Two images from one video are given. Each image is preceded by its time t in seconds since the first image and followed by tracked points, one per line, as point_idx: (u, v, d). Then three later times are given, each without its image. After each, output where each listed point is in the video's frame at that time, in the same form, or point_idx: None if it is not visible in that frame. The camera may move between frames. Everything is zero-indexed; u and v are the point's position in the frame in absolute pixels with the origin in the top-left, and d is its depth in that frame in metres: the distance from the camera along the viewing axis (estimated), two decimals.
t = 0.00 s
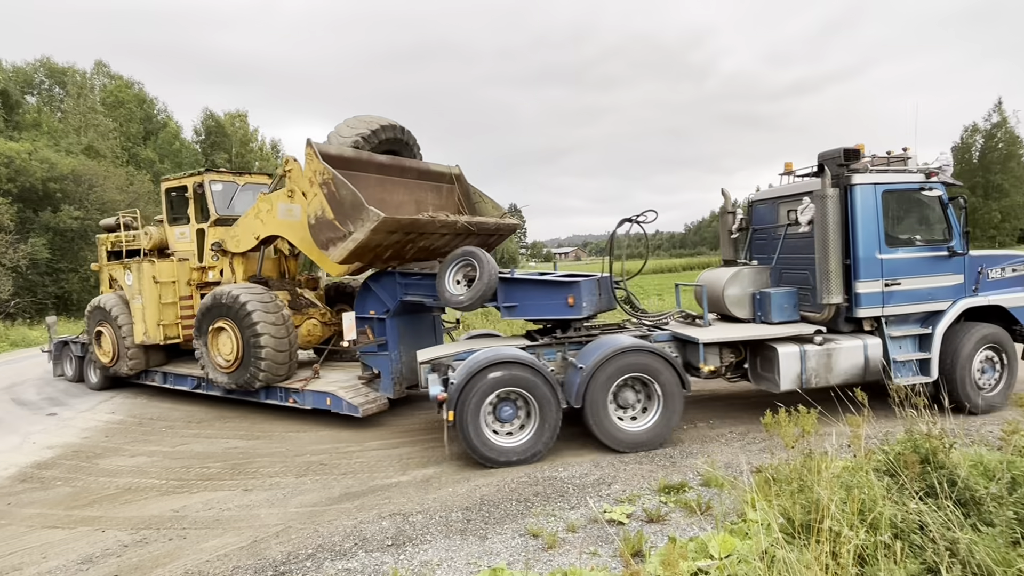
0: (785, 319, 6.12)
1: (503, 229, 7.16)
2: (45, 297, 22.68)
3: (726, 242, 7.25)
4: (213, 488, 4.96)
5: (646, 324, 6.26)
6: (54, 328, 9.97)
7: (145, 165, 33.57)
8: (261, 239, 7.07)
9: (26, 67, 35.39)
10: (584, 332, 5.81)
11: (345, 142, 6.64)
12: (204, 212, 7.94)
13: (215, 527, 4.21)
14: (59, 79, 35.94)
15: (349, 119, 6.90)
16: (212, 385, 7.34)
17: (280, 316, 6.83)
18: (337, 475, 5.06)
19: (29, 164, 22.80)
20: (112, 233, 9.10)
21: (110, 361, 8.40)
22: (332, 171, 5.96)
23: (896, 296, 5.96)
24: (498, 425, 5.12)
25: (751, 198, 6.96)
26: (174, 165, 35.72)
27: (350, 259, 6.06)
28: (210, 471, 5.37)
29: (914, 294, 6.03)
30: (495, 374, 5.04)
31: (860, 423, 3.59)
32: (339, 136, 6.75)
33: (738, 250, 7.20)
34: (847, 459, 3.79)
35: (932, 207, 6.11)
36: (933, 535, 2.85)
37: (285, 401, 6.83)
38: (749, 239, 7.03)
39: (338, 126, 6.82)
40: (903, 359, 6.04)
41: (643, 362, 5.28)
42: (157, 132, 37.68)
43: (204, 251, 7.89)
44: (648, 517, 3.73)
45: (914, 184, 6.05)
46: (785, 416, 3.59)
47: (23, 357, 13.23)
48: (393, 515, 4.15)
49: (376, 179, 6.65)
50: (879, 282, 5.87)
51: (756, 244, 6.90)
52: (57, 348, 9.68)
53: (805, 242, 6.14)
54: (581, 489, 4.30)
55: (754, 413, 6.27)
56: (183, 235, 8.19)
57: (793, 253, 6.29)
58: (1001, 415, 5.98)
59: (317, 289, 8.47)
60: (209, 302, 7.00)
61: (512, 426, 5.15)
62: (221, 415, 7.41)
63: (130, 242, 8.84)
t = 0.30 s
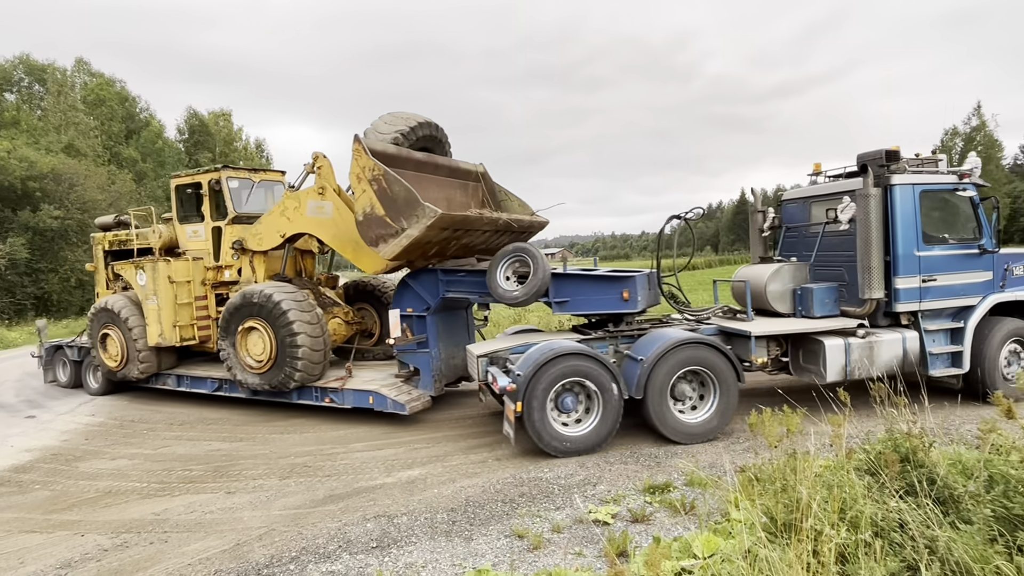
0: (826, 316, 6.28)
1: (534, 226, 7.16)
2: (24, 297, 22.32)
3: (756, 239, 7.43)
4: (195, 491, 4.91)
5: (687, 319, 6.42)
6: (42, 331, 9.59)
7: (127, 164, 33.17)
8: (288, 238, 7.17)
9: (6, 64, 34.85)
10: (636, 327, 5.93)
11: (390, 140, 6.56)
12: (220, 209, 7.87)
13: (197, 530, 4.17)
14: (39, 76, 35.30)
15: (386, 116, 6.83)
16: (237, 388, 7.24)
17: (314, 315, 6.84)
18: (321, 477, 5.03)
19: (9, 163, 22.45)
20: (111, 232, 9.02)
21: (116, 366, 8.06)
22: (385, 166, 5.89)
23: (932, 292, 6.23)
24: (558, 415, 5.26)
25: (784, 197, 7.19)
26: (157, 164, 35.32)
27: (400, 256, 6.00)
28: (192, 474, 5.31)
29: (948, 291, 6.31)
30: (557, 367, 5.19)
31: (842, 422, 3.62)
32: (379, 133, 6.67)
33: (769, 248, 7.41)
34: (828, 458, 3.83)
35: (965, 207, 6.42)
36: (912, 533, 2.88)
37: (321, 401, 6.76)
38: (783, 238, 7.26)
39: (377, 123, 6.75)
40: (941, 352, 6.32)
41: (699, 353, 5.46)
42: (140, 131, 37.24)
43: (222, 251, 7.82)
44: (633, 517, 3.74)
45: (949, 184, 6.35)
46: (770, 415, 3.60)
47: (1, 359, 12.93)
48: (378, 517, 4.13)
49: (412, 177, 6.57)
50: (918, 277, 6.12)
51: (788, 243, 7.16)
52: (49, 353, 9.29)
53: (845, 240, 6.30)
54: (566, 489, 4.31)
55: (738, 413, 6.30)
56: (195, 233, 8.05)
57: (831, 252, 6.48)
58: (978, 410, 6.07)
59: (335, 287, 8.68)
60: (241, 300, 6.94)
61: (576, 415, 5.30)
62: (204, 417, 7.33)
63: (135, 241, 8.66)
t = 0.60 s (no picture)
0: (866, 311, 6.53)
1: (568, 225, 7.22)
2: (5, 298, 21.99)
3: (785, 239, 7.67)
4: (180, 493, 4.86)
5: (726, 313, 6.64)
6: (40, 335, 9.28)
7: (112, 163, 32.79)
8: (319, 235, 7.12)
9: None
10: (686, 321, 6.21)
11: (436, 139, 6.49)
12: (243, 208, 7.82)
13: (182, 534, 4.12)
14: (20, 74, 34.77)
15: (428, 112, 6.77)
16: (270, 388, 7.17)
17: (354, 313, 6.83)
18: (307, 479, 5.00)
19: None
20: (116, 230, 8.96)
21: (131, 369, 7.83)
22: (441, 164, 6.15)
23: (966, 287, 6.51)
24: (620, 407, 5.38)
25: (812, 198, 7.48)
26: (143, 164, 34.96)
27: (454, 253, 6.19)
28: (177, 476, 5.26)
29: (980, 286, 6.58)
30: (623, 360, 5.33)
31: (828, 421, 3.65)
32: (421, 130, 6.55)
33: (798, 245, 7.65)
34: (813, 458, 3.85)
35: (994, 206, 6.71)
36: (896, 531, 2.91)
37: (362, 400, 6.74)
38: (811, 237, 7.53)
39: (419, 120, 6.66)
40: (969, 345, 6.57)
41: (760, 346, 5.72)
42: (124, 130, 36.83)
43: (247, 250, 7.78)
44: (621, 517, 3.75)
45: (978, 184, 6.61)
46: (757, 416, 3.62)
47: None
48: (365, 518, 4.11)
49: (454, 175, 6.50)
50: (952, 273, 6.41)
51: (818, 242, 7.45)
52: (49, 357, 9.00)
53: (882, 237, 6.59)
54: (555, 489, 4.32)
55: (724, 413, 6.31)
56: (216, 232, 7.99)
57: (867, 249, 6.76)
58: (963, 409, 6.13)
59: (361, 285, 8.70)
60: (278, 298, 6.89)
61: (637, 407, 5.44)
62: (189, 419, 7.25)
63: (146, 241, 8.57)
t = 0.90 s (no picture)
0: (903, 306, 6.70)
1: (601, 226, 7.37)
2: None
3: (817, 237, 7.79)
4: (167, 496, 4.81)
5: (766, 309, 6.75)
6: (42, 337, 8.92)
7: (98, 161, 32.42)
8: (357, 234, 7.14)
9: None
10: (735, 317, 6.43)
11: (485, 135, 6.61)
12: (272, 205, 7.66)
13: (169, 536, 4.09)
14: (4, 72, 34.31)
15: (470, 112, 6.95)
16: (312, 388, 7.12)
17: (400, 311, 6.81)
18: (296, 481, 4.96)
19: None
20: (127, 229, 8.77)
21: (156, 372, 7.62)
22: (499, 162, 6.16)
23: (998, 283, 6.67)
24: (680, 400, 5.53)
25: (841, 195, 7.63)
26: (130, 163, 34.62)
27: (514, 252, 6.24)
28: (164, 479, 5.21)
29: (1012, 281, 6.76)
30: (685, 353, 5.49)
31: (816, 421, 3.67)
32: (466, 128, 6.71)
33: (827, 244, 7.79)
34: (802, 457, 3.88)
35: None
36: (884, 530, 2.93)
37: (409, 399, 6.73)
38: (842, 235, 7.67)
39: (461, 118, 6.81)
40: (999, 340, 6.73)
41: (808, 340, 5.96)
42: (111, 129, 36.47)
43: (279, 249, 7.62)
44: (611, 517, 3.76)
45: (1009, 185, 6.70)
46: (746, 416, 3.63)
47: None
48: (355, 520, 4.09)
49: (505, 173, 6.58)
50: (985, 270, 6.57)
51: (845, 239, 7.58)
52: (55, 362, 8.68)
53: (917, 235, 6.75)
54: (546, 490, 4.32)
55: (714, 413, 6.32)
56: (243, 231, 7.79)
57: (903, 246, 6.92)
58: (950, 408, 6.17)
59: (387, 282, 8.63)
60: (321, 296, 6.81)
61: (698, 398, 5.63)
62: (176, 421, 7.18)
63: (163, 239, 8.40)
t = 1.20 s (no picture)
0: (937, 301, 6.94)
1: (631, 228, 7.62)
2: None
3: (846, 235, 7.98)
4: (154, 498, 4.77)
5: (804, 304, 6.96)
6: (52, 341, 8.57)
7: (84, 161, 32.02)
8: (399, 233, 7.19)
9: None
10: (781, 312, 6.74)
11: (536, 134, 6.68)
12: (306, 204, 7.61)
13: (156, 540, 4.05)
14: None
15: (513, 111, 6.98)
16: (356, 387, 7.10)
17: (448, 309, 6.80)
18: (285, 483, 4.93)
19: None
20: (144, 228, 8.63)
21: (187, 375, 7.47)
22: (560, 162, 6.30)
23: None
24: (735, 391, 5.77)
25: (869, 194, 7.82)
26: (116, 162, 34.20)
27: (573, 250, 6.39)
28: (152, 482, 5.16)
29: None
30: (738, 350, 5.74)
31: (807, 420, 3.69)
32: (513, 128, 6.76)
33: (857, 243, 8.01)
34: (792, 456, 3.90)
35: None
36: (872, 529, 2.95)
37: (458, 397, 6.76)
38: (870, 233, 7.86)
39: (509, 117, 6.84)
40: None
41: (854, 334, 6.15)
42: (97, 129, 36.11)
43: (314, 248, 7.61)
44: (602, 517, 3.76)
45: None
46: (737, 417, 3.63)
47: None
48: (345, 522, 4.07)
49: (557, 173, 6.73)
50: (1016, 266, 6.85)
51: (874, 236, 7.78)
52: (67, 367, 8.34)
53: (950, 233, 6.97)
54: (536, 491, 4.31)
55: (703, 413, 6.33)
56: (276, 229, 7.71)
57: (935, 243, 7.11)
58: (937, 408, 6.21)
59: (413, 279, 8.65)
60: (368, 295, 6.74)
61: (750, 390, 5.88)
62: (163, 423, 7.11)
63: (187, 238, 8.32)
